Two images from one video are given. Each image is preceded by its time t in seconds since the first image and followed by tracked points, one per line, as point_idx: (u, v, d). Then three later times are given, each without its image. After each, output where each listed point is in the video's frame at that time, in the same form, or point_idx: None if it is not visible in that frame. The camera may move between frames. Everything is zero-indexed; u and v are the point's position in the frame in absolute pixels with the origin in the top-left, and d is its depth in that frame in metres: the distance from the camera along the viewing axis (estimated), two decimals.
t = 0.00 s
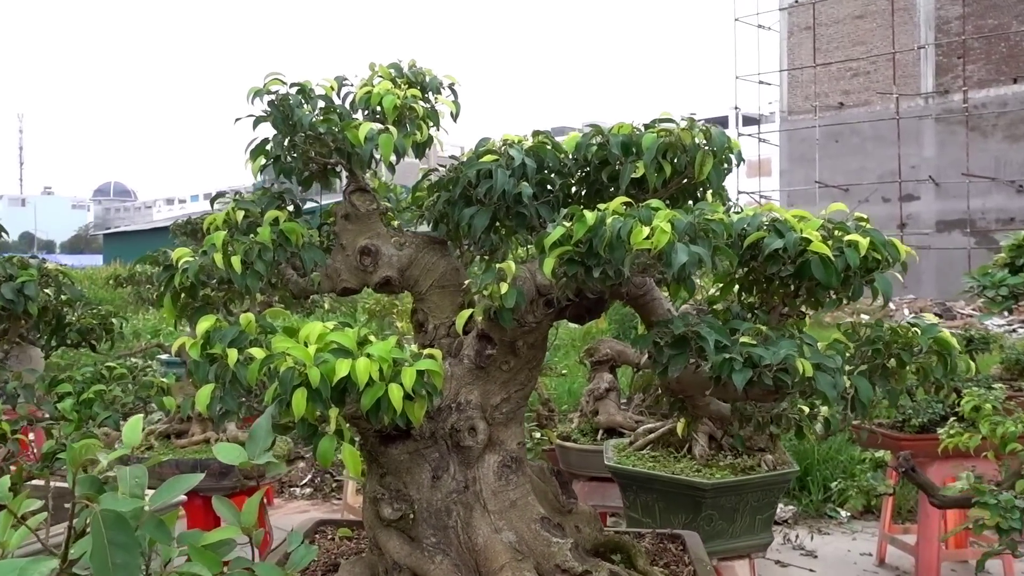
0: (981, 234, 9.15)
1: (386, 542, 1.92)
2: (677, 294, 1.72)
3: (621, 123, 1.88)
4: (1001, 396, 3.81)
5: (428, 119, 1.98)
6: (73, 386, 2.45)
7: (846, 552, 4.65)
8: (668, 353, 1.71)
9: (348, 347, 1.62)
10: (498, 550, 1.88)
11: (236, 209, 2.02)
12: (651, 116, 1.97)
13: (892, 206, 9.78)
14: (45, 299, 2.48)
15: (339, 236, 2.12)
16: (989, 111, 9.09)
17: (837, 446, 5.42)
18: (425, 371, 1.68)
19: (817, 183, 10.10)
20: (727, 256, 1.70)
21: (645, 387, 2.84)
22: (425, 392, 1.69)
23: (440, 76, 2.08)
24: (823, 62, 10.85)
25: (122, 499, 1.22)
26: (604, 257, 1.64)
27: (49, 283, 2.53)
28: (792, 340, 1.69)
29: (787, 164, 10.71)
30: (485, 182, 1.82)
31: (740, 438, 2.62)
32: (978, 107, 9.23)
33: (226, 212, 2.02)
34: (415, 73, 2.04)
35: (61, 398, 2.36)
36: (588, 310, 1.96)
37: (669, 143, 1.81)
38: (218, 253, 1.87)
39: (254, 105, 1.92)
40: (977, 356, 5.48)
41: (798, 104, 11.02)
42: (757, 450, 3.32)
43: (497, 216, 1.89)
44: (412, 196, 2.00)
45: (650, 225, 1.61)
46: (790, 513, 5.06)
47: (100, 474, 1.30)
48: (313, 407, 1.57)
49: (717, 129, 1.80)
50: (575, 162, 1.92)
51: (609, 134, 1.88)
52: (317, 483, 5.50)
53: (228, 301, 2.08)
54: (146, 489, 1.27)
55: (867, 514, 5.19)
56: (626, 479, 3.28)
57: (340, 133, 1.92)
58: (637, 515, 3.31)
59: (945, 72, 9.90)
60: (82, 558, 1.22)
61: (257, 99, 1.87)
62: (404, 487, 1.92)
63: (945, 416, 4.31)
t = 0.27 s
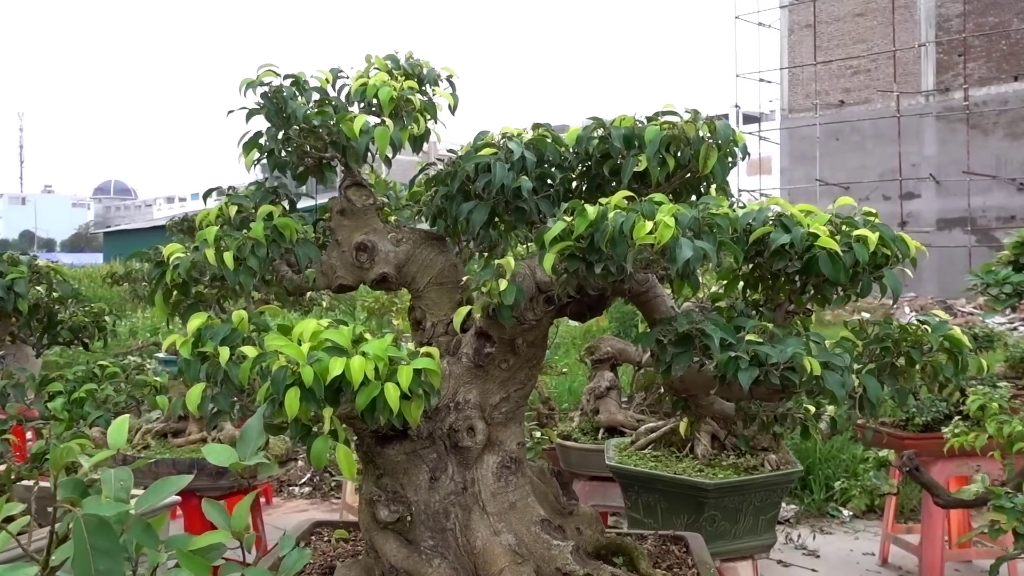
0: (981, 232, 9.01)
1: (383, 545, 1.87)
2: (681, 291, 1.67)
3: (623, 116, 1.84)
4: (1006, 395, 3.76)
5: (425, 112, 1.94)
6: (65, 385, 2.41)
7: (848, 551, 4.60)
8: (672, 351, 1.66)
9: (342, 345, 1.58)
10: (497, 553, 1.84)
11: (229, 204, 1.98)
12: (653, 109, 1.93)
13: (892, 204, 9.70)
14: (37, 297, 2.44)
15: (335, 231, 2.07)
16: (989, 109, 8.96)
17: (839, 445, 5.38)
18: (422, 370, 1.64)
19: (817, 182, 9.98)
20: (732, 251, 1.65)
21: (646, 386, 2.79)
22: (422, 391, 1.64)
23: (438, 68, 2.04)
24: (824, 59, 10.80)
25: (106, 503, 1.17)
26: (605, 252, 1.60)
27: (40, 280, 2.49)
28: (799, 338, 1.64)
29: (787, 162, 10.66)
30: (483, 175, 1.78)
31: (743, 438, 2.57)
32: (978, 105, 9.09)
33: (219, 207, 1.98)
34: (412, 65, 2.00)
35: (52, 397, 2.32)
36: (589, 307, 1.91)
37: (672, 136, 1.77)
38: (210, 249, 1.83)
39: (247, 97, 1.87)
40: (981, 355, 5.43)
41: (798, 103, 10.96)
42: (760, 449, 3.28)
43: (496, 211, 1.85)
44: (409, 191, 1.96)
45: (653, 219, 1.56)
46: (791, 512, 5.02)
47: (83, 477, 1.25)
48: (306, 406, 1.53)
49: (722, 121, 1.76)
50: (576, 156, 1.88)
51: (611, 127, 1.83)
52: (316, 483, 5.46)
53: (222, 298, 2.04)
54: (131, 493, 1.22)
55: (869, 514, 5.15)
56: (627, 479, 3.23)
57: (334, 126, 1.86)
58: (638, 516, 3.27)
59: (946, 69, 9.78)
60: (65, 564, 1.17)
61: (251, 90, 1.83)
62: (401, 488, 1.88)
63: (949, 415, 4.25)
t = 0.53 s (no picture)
0: (981, 231, 8.77)
1: (375, 546, 1.83)
2: (681, 286, 1.63)
3: (622, 107, 1.80)
4: (1009, 393, 3.70)
5: (420, 104, 1.89)
6: (53, 383, 2.36)
7: (849, 551, 4.56)
8: (672, 348, 1.62)
9: (333, 342, 1.54)
10: (493, 555, 1.79)
11: (219, 198, 1.93)
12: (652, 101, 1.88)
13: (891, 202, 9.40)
14: (25, 293, 2.40)
15: (328, 226, 2.03)
16: (990, 107, 8.73)
17: (840, 443, 5.33)
18: (415, 367, 1.60)
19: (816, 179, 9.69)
20: (733, 245, 1.61)
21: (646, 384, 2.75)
22: (415, 389, 1.59)
23: (433, 59, 1.99)
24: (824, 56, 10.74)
25: (83, 505, 1.13)
26: (603, 245, 1.55)
27: (28, 277, 2.45)
28: (802, 335, 1.60)
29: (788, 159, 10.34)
30: (478, 168, 1.73)
31: (744, 437, 2.53)
32: (978, 103, 8.87)
33: (209, 201, 1.93)
34: (406, 56, 1.95)
35: (39, 395, 2.27)
36: (587, 303, 1.87)
37: (672, 128, 1.73)
38: (199, 244, 1.79)
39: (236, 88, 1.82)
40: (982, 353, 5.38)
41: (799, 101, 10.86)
42: (761, 448, 3.24)
43: (492, 205, 1.80)
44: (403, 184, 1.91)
45: (653, 212, 1.52)
46: (792, 511, 4.98)
47: (62, 478, 1.21)
48: (295, 404, 1.48)
49: (724, 112, 1.71)
50: (574, 148, 1.83)
51: (609, 118, 1.79)
52: (313, 481, 5.42)
53: (212, 294, 2.00)
54: (110, 494, 1.18)
55: (870, 513, 5.11)
56: (626, 479, 3.19)
57: (326, 117, 1.81)
58: (637, 516, 3.23)
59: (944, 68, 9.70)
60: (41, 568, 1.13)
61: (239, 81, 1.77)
62: (394, 488, 1.83)
63: (950, 414, 4.18)
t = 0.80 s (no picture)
0: (980, 228, 8.58)
1: (358, 555, 1.77)
2: (676, 283, 1.56)
3: (615, 98, 1.72)
4: (1013, 392, 3.62)
5: (405, 95, 1.82)
6: (30, 384, 2.29)
7: (849, 552, 4.49)
8: (667, 350, 1.55)
9: (310, 343, 1.47)
10: (480, 564, 1.72)
11: (197, 193, 1.85)
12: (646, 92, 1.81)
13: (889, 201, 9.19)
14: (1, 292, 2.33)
15: (311, 222, 1.96)
16: (989, 105, 8.57)
17: (839, 443, 5.26)
18: (397, 369, 1.53)
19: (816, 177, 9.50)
20: (731, 241, 1.54)
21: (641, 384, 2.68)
22: (397, 392, 1.52)
23: (419, 49, 1.92)
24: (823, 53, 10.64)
25: (35, 520, 1.05)
26: (594, 241, 1.48)
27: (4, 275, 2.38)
28: (803, 335, 1.53)
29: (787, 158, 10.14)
30: (465, 161, 1.66)
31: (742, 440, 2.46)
32: (977, 101, 8.72)
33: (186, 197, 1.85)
34: (391, 45, 1.88)
35: (15, 397, 2.21)
36: (578, 302, 1.80)
37: (667, 119, 1.65)
38: (174, 240, 1.72)
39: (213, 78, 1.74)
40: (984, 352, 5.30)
41: (798, 99, 10.45)
42: (760, 450, 3.17)
43: (478, 199, 1.73)
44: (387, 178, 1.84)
45: (645, 206, 1.45)
46: (791, 512, 4.91)
47: (15, 490, 1.14)
48: (269, 409, 1.41)
49: (721, 102, 1.62)
50: (565, 141, 1.76)
51: (602, 109, 1.72)
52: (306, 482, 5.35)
53: (190, 293, 1.93)
54: (66, 507, 1.10)
55: (869, 513, 5.04)
56: (622, 481, 3.11)
57: (306, 108, 1.74)
58: (633, 518, 3.15)
59: (944, 65, 9.22)
60: None
61: (214, 71, 1.70)
62: (378, 495, 1.77)
63: (951, 414, 4.11)
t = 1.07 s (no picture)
0: (980, 226, 8.42)
1: (330, 565, 1.68)
2: (665, 279, 1.47)
3: (601, 83, 1.63)
4: (1015, 391, 3.53)
5: (381, 81, 1.73)
6: None
7: (848, 553, 4.41)
8: (655, 348, 1.45)
9: (275, 343, 1.38)
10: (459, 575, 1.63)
11: (162, 184, 1.75)
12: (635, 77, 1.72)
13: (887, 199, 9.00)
14: None
15: (284, 215, 1.87)
16: (988, 102, 8.37)
17: (839, 442, 5.17)
18: (368, 370, 1.44)
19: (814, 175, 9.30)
20: (722, 234, 1.45)
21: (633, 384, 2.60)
22: (368, 394, 1.43)
23: (397, 33, 1.83)
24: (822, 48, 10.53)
25: None
26: (577, 234, 1.39)
27: None
28: (799, 333, 1.44)
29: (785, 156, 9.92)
30: (442, 150, 1.57)
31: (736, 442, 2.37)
32: (976, 98, 8.48)
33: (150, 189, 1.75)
34: (366, 29, 1.79)
35: None
36: (564, 299, 1.71)
37: (656, 105, 1.57)
38: (135, 235, 1.63)
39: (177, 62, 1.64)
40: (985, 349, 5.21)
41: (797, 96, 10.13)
42: (756, 451, 3.08)
43: (457, 190, 1.63)
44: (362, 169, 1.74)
45: (631, 196, 1.36)
46: (789, 512, 4.82)
47: None
48: (229, 413, 1.33)
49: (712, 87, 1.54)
50: (548, 129, 1.68)
51: (587, 95, 1.63)
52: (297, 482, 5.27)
53: (156, 290, 1.84)
54: None
55: (869, 514, 4.96)
56: (614, 484, 3.02)
57: (275, 94, 1.64)
58: (626, 522, 3.06)
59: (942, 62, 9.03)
60: None
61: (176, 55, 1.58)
62: (352, 502, 1.68)
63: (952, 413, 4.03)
